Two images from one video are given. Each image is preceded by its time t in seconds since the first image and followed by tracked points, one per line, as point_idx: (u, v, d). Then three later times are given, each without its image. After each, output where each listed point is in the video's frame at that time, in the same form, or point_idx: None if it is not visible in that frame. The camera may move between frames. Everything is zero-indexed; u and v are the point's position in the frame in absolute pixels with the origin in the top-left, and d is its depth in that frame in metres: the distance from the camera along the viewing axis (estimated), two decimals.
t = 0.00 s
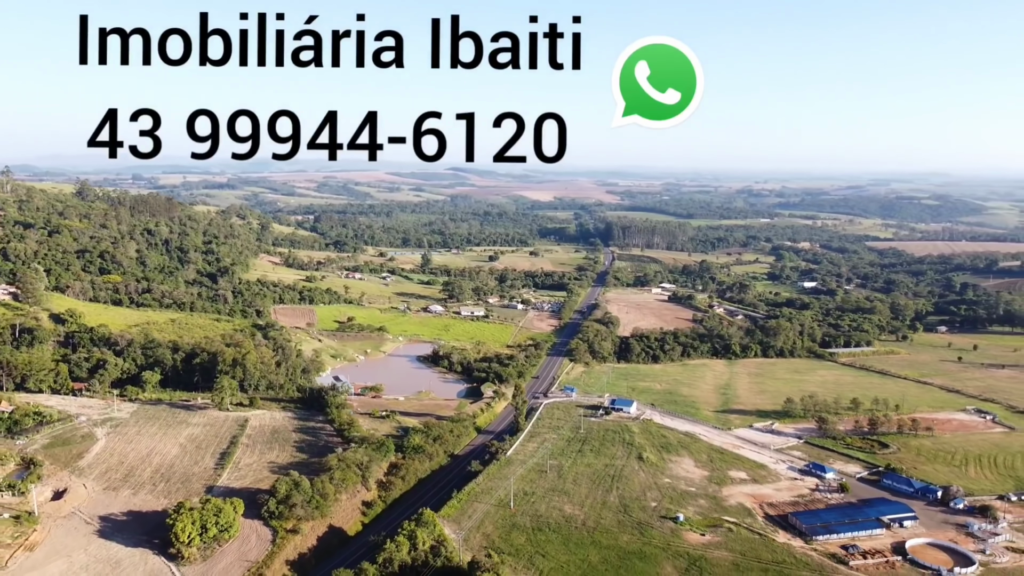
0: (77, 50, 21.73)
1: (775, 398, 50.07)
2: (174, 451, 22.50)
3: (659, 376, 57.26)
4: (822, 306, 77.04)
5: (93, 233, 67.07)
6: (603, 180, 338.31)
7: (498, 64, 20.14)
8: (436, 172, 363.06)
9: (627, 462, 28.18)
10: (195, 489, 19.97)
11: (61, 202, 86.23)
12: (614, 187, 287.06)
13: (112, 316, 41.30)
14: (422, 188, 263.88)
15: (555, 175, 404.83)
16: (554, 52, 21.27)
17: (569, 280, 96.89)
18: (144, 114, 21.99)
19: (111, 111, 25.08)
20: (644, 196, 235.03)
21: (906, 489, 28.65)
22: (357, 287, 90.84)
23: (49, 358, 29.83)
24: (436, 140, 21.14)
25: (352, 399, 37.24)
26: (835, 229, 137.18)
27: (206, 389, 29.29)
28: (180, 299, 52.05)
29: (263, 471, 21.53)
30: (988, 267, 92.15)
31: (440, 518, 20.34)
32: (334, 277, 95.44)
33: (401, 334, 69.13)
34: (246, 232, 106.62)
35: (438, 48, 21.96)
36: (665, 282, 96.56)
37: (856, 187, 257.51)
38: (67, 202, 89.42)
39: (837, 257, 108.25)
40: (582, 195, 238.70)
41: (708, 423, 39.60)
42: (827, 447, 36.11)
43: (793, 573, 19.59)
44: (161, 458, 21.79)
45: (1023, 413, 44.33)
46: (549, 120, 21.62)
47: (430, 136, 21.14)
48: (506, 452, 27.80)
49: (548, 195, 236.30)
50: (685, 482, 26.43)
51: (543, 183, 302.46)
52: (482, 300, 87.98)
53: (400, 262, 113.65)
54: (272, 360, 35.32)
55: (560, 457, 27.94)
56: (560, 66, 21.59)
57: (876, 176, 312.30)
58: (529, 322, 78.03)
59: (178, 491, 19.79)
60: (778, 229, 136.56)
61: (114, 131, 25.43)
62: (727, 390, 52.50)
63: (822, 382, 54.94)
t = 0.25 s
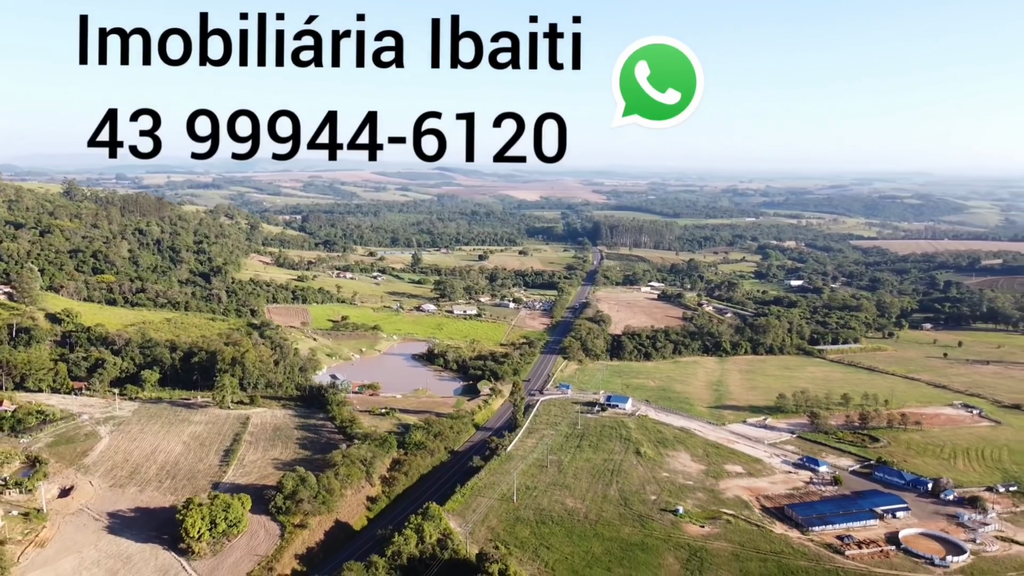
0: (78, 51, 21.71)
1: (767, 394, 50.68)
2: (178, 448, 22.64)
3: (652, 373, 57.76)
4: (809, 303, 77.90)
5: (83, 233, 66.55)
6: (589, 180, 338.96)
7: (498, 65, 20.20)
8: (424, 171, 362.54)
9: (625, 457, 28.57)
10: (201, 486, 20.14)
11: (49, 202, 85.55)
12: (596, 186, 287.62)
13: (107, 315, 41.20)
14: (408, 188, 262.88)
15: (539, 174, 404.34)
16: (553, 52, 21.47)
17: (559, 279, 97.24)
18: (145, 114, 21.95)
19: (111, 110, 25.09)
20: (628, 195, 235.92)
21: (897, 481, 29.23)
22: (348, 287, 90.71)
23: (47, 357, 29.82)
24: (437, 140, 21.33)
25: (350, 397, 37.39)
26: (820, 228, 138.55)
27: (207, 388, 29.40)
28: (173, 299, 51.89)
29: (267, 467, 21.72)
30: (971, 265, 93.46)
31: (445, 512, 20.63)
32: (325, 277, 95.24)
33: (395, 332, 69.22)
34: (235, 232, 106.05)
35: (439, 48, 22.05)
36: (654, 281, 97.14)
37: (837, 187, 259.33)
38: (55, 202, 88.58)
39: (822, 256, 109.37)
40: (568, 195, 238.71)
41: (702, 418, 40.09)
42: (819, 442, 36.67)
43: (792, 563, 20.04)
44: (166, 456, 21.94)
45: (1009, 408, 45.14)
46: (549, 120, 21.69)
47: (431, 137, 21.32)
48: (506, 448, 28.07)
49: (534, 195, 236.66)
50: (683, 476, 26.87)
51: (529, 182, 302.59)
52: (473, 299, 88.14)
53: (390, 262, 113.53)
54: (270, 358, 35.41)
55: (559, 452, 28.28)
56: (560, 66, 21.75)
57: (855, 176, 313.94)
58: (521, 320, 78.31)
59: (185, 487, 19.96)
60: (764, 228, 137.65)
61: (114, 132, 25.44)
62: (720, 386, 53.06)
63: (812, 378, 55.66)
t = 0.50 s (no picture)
0: (77, 50, 21.53)
1: (758, 390, 51.36)
2: (182, 446, 22.80)
3: (644, 370, 58.31)
4: (796, 302, 78.81)
5: (72, 232, 66.05)
6: (575, 179, 339.72)
7: (499, 64, 19.88)
8: (411, 171, 361.92)
9: (623, 452, 29.00)
10: (207, 482, 20.32)
11: (36, 202, 84.79)
12: (579, 186, 287.82)
13: (102, 315, 41.11)
14: (392, 189, 261.52)
15: (524, 174, 405.05)
16: (555, 51, 21.25)
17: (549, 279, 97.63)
18: (143, 114, 21.62)
19: (111, 110, 24.91)
20: (612, 195, 236.79)
21: (889, 473, 29.84)
22: (339, 286, 90.61)
23: (46, 357, 29.84)
24: (441, 140, 21.43)
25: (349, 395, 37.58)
26: (804, 227, 139.98)
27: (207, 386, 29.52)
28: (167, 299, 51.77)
29: (272, 464, 21.93)
30: (953, 263, 94.98)
31: (450, 506, 20.95)
32: (315, 276, 95.06)
33: (388, 331, 69.35)
34: (224, 232, 105.53)
35: (439, 47, 21.83)
36: (642, 280, 97.79)
37: (819, 186, 262.33)
38: (43, 202, 87.77)
39: (807, 255, 110.60)
40: (552, 195, 238.35)
41: (696, 414, 40.65)
42: (812, 436, 37.31)
43: (790, 552, 20.52)
44: (171, 453, 22.10)
45: (994, 402, 46.04)
46: (550, 120, 21.49)
47: (434, 136, 21.35)
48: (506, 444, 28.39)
49: (520, 195, 237.11)
50: (681, 469, 27.36)
51: (515, 182, 302.77)
52: (464, 299, 88.35)
53: (379, 261, 113.41)
54: (269, 357, 35.52)
55: (558, 447, 28.66)
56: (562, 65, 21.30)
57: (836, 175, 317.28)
58: (512, 319, 78.66)
59: (192, 484, 20.13)
60: (748, 228, 138.71)
61: (113, 131, 25.24)
62: (712, 383, 53.68)
63: (802, 374, 56.42)
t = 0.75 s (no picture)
0: (77, 51, 21.39)
1: (751, 387, 51.93)
2: (185, 444, 22.93)
3: (638, 367, 58.79)
4: (784, 300, 79.60)
5: (63, 232, 65.66)
6: (561, 179, 340.45)
7: (498, 64, 19.83)
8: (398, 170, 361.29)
9: (621, 448, 29.36)
10: (212, 479, 20.48)
11: (25, 202, 84.16)
12: (567, 185, 288.65)
13: (98, 315, 41.04)
14: (377, 189, 260.38)
15: (511, 174, 405.56)
16: (554, 51, 21.22)
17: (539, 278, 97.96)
18: (143, 114, 21.44)
19: (111, 110, 24.82)
20: (599, 194, 237.59)
21: (880, 467, 30.39)
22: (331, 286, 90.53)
23: (45, 357, 29.84)
24: (441, 139, 21.45)
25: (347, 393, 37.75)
26: (789, 226, 141.20)
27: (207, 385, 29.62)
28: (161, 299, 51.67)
29: (276, 461, 22.10)
30: (936, 261, 96.25)
31: (454, 502, 21.23)
32: (307, 276, 94.89)
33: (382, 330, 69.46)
34: (214, 231, 105.07)
35: (438, 47, 21.80)
36: (631, 279, 98.33)
37: (804, 185, 264.63)
38: (31, 202, 87.04)
39: (793, 254, 111.62)
40: (537, 195, 238.02)
41: (691, 410, 41.11)
42: (804, 431, 37.86)
43: (788, 543, 20.96)
44: (174, 451, 22.23)
45: (981, 397, 46.82)
46: (550, 120, 21.52)
47: (436, 137, 21.58)
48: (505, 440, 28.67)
49: (507, 195, 237.08)
50: (678, 464, 27.76)
51: (502, 182, 302.89)
52: (456, 298, 88.53)
53: (369, 261, 113.25)
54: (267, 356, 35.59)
55: (557, 443, 28.99)
56: (562, 65, 21.22)
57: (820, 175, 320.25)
58: (505, 318, 78.95)
59: (197, 481, 20.28)
60: (734, 227, 139.48)
61: (113, 132, 25.15)
62: (704, 380, 54.21)
63: (793, 371, 57.08)
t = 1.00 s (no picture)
0: (77, 50, 21.33)
1: (742, 383, 52.57)
2: (188, 442, 23.05)
3: (630, 365, 59.29)
4: (771, 298, 80.45)
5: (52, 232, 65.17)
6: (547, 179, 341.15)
7: (499, 65, 20.06)
8: (385, 170, 360.41)
9: (618, 443, 29.76)
10: (217, 477, 20.64)
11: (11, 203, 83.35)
12: (553, 185, 289.47)
13: (92, 315, 40.90)
14: (362, 189, 259.07)
15: (497, 174, 405.95)
16: (554, 51, 21.43)
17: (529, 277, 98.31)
18: (144, 114, 21.43)
19: (111, 110, 24.82)
20: (586, 194, 238.44)
21: (872, 460, 30.99)
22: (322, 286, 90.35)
23: (42, 357, 29.82)
24: (442, 140, 21.59)
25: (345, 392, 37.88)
26: (773, 226, 142.49)
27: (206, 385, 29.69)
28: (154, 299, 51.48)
29: (279, 459, 22.28)
30: (919, 259, 97.68)
31: (458, 497, 21.54)
32: (297, 276, 94.66)
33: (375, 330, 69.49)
34: (202, 232, 104.47)
35: (439, 47, 21.98)
36: (620, 278, 98.91)
37: (787, 184, 267.26)
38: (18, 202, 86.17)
39: (778, 253, 112.72)
40: (523, 194, 238.44)
41: (685, 406, 41.59)
42: (796, 426, 38.45)
43: (785, 534, 21.44)
44: (178, 450, 22.36)
45: (966, 393, 47.71)
46: (550, 120, 21.70)
47: (438, 138, 21.91)
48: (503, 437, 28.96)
49: (493, 194, 236.89)
50: (675, 459, 28.20)
51: (489, 182, 302.95)
52: (447, 298, 88.67)
53: (358, 261, 113.02)
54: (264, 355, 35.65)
55: (555, 440, 29.33)
56: (561, 65, 21.49)
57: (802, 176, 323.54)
58: (496, 317, 79.20)
59: (202, 479, 20.44)
60: (719, 226, 140.52)
61: (113, 131, 25.11)
62: (696, 377, 54.76)
63: (783, 368, 57.80)
